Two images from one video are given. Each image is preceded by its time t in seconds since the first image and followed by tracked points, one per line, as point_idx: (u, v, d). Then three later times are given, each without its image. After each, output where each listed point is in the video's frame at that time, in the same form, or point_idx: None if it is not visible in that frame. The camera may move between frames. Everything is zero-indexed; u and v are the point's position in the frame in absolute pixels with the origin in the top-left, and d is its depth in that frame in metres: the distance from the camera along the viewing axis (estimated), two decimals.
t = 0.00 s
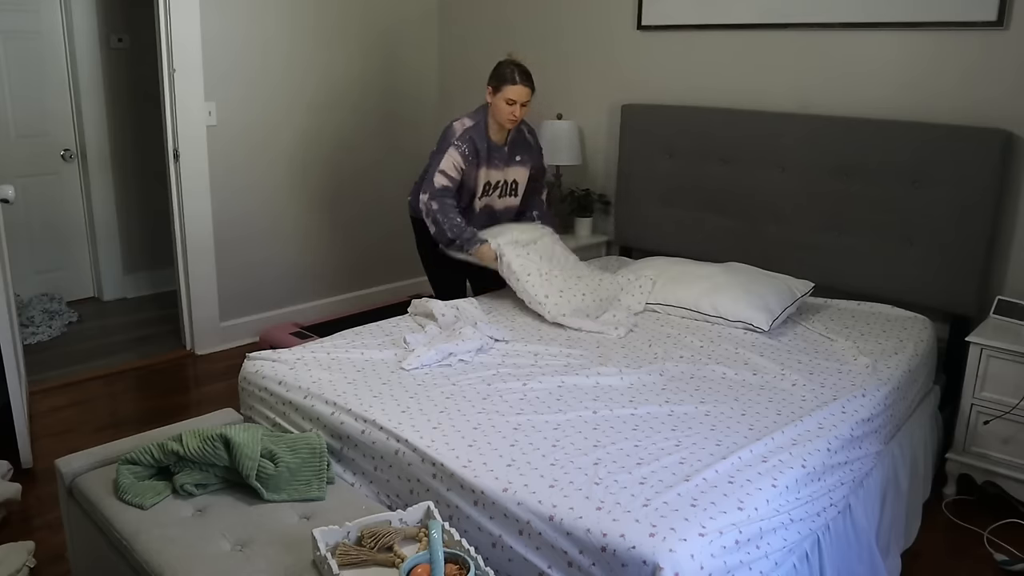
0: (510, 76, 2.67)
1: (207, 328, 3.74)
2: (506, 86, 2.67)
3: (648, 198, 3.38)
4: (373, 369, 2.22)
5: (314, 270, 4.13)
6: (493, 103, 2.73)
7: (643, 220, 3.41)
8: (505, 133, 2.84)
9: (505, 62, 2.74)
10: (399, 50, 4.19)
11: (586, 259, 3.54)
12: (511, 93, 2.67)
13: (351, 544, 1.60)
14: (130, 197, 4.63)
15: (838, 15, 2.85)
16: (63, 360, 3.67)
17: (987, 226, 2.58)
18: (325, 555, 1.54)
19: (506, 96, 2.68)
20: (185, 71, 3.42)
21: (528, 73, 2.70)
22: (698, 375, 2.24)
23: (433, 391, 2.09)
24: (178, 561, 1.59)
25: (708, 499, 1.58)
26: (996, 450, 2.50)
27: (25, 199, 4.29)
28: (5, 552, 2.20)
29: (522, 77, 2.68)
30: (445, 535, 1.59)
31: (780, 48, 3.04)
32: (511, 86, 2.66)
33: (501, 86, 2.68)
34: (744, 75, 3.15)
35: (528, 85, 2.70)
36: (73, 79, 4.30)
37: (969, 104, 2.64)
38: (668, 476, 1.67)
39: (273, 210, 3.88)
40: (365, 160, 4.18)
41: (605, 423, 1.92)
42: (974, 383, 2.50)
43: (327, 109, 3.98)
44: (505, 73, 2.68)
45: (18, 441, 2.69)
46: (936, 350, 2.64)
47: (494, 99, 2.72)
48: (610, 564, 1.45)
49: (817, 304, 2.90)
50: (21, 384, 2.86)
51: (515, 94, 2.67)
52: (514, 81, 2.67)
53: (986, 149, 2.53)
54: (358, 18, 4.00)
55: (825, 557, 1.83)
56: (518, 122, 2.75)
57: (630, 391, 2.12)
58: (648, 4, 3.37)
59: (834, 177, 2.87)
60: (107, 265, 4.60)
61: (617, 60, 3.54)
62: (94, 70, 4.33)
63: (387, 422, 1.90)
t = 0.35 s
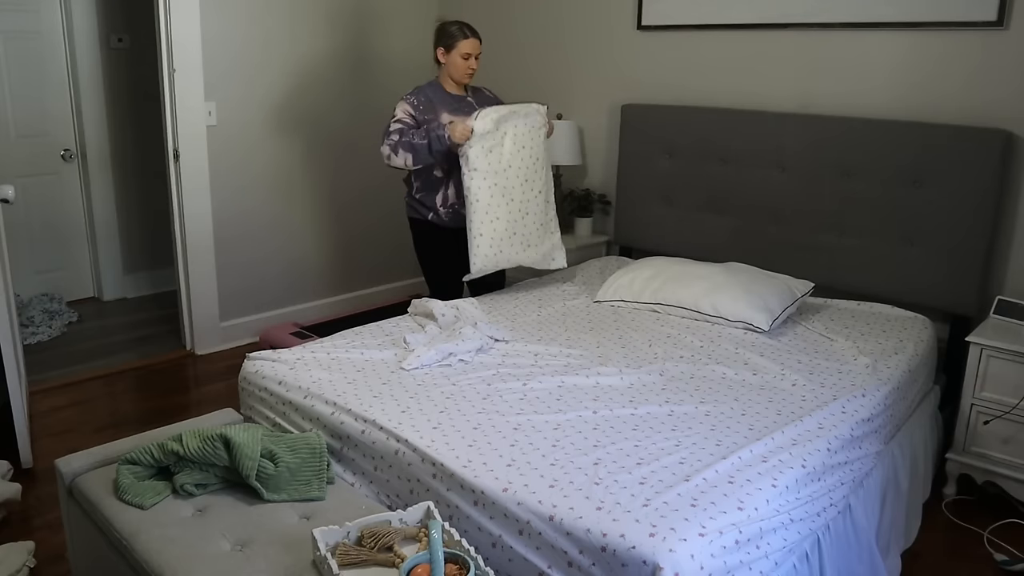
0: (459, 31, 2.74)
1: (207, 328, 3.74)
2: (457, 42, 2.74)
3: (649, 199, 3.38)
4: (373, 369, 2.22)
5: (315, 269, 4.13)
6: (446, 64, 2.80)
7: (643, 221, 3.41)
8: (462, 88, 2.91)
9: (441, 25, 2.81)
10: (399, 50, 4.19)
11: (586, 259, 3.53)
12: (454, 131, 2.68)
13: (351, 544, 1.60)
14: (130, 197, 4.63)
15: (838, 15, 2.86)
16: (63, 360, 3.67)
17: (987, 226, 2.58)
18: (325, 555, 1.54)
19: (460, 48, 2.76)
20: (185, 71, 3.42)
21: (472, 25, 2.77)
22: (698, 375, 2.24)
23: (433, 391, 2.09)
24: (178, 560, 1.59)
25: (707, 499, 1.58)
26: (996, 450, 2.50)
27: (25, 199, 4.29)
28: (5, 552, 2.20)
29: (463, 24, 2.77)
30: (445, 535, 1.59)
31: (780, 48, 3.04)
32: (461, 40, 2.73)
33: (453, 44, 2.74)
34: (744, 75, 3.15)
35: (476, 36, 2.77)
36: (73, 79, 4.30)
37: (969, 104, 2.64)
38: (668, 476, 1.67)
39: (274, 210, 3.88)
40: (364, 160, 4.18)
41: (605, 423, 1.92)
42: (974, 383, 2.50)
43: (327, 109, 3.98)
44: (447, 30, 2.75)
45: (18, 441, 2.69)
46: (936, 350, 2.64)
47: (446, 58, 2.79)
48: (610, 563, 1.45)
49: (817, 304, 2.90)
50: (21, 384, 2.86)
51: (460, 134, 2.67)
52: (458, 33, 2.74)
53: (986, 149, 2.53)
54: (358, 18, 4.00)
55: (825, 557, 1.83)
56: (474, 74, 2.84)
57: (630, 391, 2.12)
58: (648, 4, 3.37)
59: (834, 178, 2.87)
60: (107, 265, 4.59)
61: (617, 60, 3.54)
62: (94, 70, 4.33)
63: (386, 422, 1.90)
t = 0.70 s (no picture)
0: (485, 42, 2.68)
1: (207, 328, 3.74)
2: (481, 54, 2.69)
3: (648, 199, 3.38)
4: (373, 369, 2.22)
5: (315, 269, 4.13)
6: (468, 71, 2.75)
7: (643, 221, 3.41)
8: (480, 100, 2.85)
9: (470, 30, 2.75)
10: (399, 50, 4.19)
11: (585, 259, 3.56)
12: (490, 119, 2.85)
13: (351, 544, 1.60)
14: (130, 197, 4.63)
15: (838, 15, 2.85)
16: (63, 360, 3.67)
17: (987, 226, 2.58)
18: (325, 555, 1.54)
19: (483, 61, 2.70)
20: (185, 71, 3.42)
21: (500, 39, 2.72)
22: (698, 375, 2.24)
23: (433, 391, 2.09)
24: (178, 560, 1.59)
25: (708, 499, 1.58)
26: (996, 450, 2.50)
27: (25, 199, 4.29)
28: (5, 552, 2.20)
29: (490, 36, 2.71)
30: (445, 535, 1.59)
31: (780, 48, 3.04)
32: (487, 51, 2.68)
33: (476, 54, 2.69)
34: (743, 75, 3.15)
35: (502, 51, 2.72)
36: (74, 79, 4.30)
37: (969, 104, 2.64)
38: (668, 476, 1.67)
39: (274, 210, 3.89)
40: (364, 161, 4.19)
41: (605, 423, 1.92)
42: (974, 383, 2.50)
43: (328, 110, 3.98)
44: (473, 39, 2.70)
45: (18, 441, 2.69)
46: (936, 351, 2.64)
47: (468, 67, 2.73)
48: (610, 563, 1.45)
49: (817, 304, 2.89)
50: (21, 384, 2.86)
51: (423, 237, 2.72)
52: (483, 45, 2.69)
53: (986, 149, 2.53)
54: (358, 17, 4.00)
55: (825, 557, 1.83)
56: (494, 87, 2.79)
57: (630, 391, 2.12)
58: (648, 4, 3.37)
59: (834, 178, 2.87)
60: (107, 265, 4.60)
61: (617, 60, 3.54)
62: (94, 70, 4.33)
63: (386, 422, 1.90)
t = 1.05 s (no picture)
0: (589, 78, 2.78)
1: (207, 327, 3.74)
2: (592, 89, 2.79)
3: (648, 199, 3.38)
4: (373, 369, 2.22)
5: (315, 269, 4.13)
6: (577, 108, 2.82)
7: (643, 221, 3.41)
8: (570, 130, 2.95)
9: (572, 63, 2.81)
10: (399, 50, 4.19)
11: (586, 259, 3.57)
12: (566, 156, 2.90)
13: (351, 544, 1.60)
14: (130, 197, 4.63)
15: (838, 15, 2.85)
16: (63, 360, 3.67)
17: (988, 226, 2.58)
18: (325, 555, 1.54)
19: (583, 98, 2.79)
20: (185, 71, 3.42)
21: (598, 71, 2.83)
22: (698, 375, 2.24)
23: (433, 391, 2.09)
24: (178, 560, 1.59)
25: (707, 499, 1.58)
26: (996, 450, 2.50)
27: (25, 199, 4.29)
28: (5, 552, 2.20)
29: (591, 77, 2.78)
30: (445, 535, 1.59)
31: (780, 48, 3.04)
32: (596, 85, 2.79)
33: (588, 90, 2.79)
34: (743, 75, 3.15)
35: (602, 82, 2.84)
36: (74, 79, 4.30)
37: (969, 104, 2.64)
38: (668, 476, 1.67)
39: (275, 210, 3.89)
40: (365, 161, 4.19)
41: (605, 423, 1.92)
42: (974, 383, 2.50)
43: (329, 110, 3.99)
44: (573, 74, 2.77)
45: (17, 440, 2.69)
46: (936, 350, 2.64)
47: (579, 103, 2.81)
48: (610, 564, 1.45)
49: (817, 304, 2.89)
50: (21, 383, 2.86)
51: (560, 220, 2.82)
52: (580, 83, 2.77)
53: (986, 149, 2.53)
54: (358, 17, 4.00)
55: (825, 558, 1.83)
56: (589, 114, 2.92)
57: (631, 391, 2.12)
58: (648, 4, 3.37)
59: (834, 178, 2.87)
60: (107, 265, 4.59)
61: (617, 60, 3.54)
62: (94, 70, 4.33)
63: (386, 422, 1.90)
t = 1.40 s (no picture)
0: (609, 83, 2.71)
1: (207, 327, 3.74)
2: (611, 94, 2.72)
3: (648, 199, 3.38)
4: (373, 369, 2.22)
5: (315, 269, 4.13)
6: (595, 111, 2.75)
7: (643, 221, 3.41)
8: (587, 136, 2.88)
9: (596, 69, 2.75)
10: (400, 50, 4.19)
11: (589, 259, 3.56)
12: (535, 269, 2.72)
13: (351, 544, 1.60)
14: (131, 197, 4.63)
15: (837, 15, 2.85)
16: (63, 360, 3.67)
17: (987, 225, 2.58)
18: (325, 555, 1.54)
19: (604, 103, 2.73)
20: (185, 71, 3.42)
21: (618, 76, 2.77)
22: (698, 375, 2.24)
23: (433, 391, 2.09)
24: (178, 560, 1.59)
25: (707, 499, 1.58)
26: (996, 450, 2.50)
27: (25, 199, 4.29)
28: (5, 552, 2.20)
29: (613, 83, 2.72)
30: (445, 535, 1.59)
31: (780, 48, 3.04)
32: (614, 91, 2.72)
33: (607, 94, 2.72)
34: (743, 75, 3.15)
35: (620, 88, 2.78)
36: (74, 79, 4.30)
37: (969, 104, 2.64)
38: (668, 476, 1.67)
39: (275, 211, 3.89)
40: (365, 161, 4.19)
41: (605, 423, 1.92)
42: (974, 383, 2.50)
43: (329, 110, 3.99)
44: (594, 80, 2.71)
45: (17, 440, 2.69)
46: (936, 351, 2.64)
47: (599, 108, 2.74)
48: (610, 563, 1.45)
49: (817, 304, 2.89)
50: (21, 383, 2.86)
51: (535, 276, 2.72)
52: (603, 89, 2.71)
53: (986, 149, 2.53)
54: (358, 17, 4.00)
55: (825, 557, 1.83)
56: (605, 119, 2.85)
57: (631, 391, 2.12)
58: (648, 4, 3.37)
59: (834, 178, 2.87)
60: (107, 265, 4.59)
61: (617, 60, 3.54)
62: (94, 70, 4.33)
63: (387, 422, 1.90)
